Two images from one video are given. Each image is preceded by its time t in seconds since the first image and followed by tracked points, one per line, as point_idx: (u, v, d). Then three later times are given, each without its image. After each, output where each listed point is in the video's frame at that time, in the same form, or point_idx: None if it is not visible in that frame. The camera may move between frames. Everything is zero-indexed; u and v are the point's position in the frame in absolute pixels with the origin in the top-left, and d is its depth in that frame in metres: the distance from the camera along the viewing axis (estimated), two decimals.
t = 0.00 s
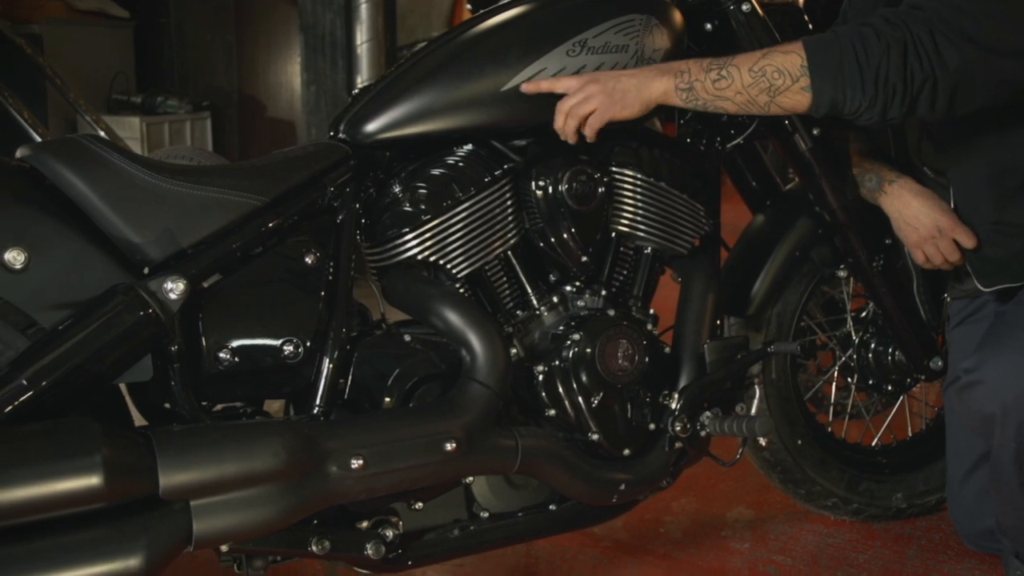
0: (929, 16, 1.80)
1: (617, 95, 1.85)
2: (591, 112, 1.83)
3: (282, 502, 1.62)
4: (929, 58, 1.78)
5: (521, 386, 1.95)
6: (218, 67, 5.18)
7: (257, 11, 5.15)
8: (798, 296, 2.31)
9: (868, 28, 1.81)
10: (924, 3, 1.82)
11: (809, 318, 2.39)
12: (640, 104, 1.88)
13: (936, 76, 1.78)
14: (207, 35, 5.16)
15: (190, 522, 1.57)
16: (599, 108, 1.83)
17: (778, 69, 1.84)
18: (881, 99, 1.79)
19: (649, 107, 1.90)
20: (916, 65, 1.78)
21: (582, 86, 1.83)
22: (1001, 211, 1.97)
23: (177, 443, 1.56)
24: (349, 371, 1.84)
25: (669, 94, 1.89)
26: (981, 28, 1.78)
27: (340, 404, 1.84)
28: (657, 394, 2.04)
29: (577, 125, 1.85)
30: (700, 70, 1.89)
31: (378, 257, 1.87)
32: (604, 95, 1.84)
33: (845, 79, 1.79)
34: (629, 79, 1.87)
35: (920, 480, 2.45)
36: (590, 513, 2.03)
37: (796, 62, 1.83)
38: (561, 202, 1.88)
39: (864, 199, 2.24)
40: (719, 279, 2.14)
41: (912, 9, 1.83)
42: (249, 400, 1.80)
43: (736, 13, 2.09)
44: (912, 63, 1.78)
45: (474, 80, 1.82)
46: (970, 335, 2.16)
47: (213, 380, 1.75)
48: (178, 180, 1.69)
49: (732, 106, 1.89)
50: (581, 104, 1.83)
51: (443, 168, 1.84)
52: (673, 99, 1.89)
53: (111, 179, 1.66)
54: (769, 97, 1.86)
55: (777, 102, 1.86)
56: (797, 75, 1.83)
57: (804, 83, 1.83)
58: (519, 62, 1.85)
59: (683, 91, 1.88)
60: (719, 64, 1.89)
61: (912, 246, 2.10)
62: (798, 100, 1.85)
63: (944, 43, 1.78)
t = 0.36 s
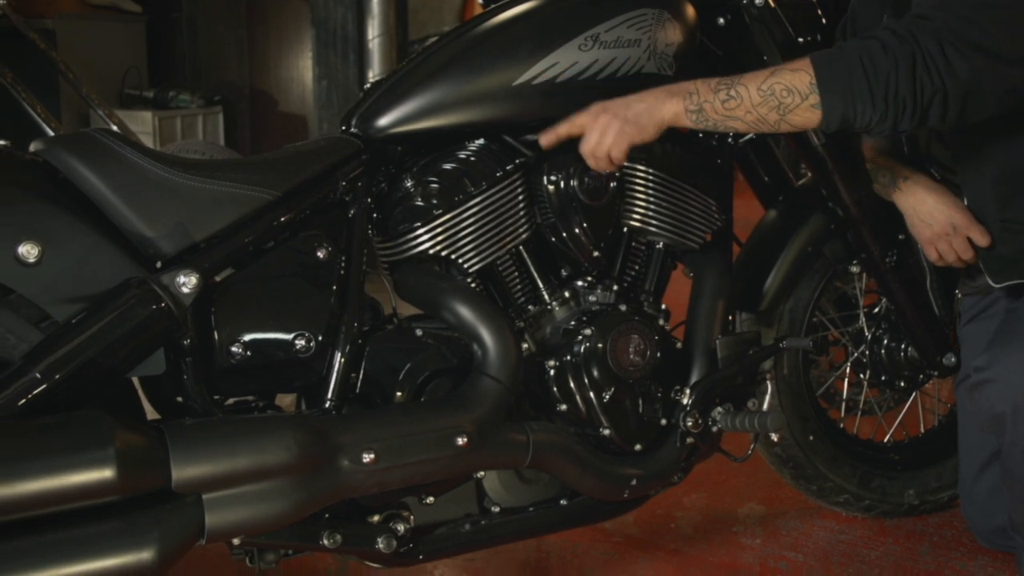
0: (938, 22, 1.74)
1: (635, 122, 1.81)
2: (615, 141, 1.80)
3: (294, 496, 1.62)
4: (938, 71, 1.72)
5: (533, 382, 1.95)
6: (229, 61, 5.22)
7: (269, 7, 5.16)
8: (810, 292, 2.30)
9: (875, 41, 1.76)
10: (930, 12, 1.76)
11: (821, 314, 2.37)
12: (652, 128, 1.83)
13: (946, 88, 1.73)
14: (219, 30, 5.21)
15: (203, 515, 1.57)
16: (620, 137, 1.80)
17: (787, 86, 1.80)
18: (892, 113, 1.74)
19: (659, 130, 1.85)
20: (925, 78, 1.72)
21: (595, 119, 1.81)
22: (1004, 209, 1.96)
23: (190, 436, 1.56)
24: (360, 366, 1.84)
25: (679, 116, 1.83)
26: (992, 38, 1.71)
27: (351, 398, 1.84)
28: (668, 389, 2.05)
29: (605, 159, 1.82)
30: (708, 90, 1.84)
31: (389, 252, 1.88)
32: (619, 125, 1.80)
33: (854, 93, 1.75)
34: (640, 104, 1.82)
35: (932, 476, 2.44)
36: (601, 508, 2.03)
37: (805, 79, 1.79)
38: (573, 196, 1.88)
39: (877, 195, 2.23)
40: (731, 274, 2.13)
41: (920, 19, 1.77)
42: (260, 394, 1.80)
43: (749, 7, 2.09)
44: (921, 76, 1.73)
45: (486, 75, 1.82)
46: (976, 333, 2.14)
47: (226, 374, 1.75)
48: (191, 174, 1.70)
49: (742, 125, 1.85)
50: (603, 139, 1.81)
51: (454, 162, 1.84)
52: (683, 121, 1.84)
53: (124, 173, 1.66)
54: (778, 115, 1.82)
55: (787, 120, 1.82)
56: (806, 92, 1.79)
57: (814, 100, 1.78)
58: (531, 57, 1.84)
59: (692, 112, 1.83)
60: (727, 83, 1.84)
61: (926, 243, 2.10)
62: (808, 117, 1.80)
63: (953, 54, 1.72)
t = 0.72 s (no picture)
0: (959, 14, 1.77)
1: (657, 114, 1.80)
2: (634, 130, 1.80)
3: (307, 490, 1.62)
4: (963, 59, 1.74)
5: (546, 377, 1.94)
6: (241, 52, 5.25)
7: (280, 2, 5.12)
8: (824, 287, 2.29)
9: (902, 31, 1.77)
10: (951, 3, 1.79)
11: (834, 309, 2.37)
12: (676, 122, 1.82)
13: (972, 78, 1.75)
14: (231, 24, 5.24)
15: (216, 508, 1.58)
16: (640, 122, 1.79)
17: (817, 78, 1.78)
18: (920, 102, 1.74)
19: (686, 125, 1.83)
20: (952, 68, 1.73)
21: (616, 98, 1.80)
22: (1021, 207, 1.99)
23: (204, 429, 1.57)
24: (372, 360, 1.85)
25: (706, 111, 1.82)
26: (1011, 26, 1.75)
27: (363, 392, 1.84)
28: (681, 385, 2.03)
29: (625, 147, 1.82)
30: (736, 84, 1.82)
31: (402, 246, 1.88)
32: (641, 116, 1.80)
33: (883, 83, 1.74)
34: (667, 95, 1.81)
35: (946, 473, 2.43)
36: (614, 503, 2.03)
37: (835, 71, 1.78)
38: (586, 191, 1.88)
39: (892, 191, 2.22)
40: (744, 269, 2.13)
41: (939, 9, 1.79)
42: (274, 388, 1.80)
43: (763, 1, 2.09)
44: (947, 67, 1.74)
45: (499, 69, 1.82)
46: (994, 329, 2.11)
47: (239, 368, 1.75)
48: (204, 168, 1.70)
49: (771, 119, 1.83)
50: (624, 124, 1.80)
51: (467, 157, 1.84)
52: (710, 116, 1.82)
53: (138, 167, 1.66)
54: (807, 108, 1.80)
55: (816, 113, 1.80)
56: (836, 84, 1.77)
57: (844, 91, 1.77)
58: (544, 52, 1.84)
59: (720, 106, 1.82)
60: (755, 75, 1.82)
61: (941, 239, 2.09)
62: (835, 110, 1.79)
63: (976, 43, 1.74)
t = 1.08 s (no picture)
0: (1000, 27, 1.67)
1: (727, 123, 1.52)
2: (703, 141, 1.51)
3: (320, 485, 1.63)
4: None
5: (559, 373, 1.94)
6: (254, 42, 5.28)
7: None
8: (839, 284, 2.28)
9: (969, 38, 1.56)
10: None
11: (849, 306, 2.37)
12: (748, 133, 1.54)
13: None
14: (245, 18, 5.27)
15: (230, 502, 1.58)
16: (715, 138, 1.51)
17: (887, 85, 1.53)
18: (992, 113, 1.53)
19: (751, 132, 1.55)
20: None
21: (683, 117, 1.52)
22: None
23: (219, 423, 1.57)
24: (386, 355, 1.85)
25: (774, 118, 1.55)
26: None
27: (377, 387, 1.84)
28: (694, 381, 2.04)
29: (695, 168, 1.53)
30: (805, 87, 1.55)
31: (416, 241, 1.88)
32: (707, 124, 1.51)
33: (955, 91, 1.51)
34: (732, 104, 1.53)
35: (961, 470, 2.42)
36: (627, 499, 2.03)
37: (906, 79, 1.53)
38: (600, 187, 1.87)
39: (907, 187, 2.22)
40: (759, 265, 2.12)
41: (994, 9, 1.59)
42: (287, 383, 1.81)
43: None
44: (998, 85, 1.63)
45: (514, 65, 1.81)
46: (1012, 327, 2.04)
47: (253, 362, 1.76)
48: (219, 163, 1.70)
49: (838, 127, 1.56)
50: (692, 141, 1.52)
51: (481, 152, 1.84)
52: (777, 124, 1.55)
53: (153, 161, 1.67)
54: (877, 117, 1.54)
55: (886, 123, 1.54)
56: (909, 92, 1.53)
57: (916, 100, 1.52)
58: (558, 47, 1.84)
59: (788, 113, 1.55)
60: (822, 79, 1.55)
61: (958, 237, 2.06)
62: (905, 119, 1.54)
63: None
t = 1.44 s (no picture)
0: None
1: (900, 228, 1.55)
2: (882, 250, 1.58)
3: (332, 480, 1.63)
4: None
5: (571, 370, 1.94)
6: (268, 41, 5.31)
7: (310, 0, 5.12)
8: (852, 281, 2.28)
9: None
10: None
11: (861, 304, 2.36)
12: (923, 229, 1.56)
13: None
14: (259, 16, 5.29)
15: (242, 497, 1.58)
16: (878, 242, 1.57)
17: None
18: None
19: (927, 227, 1.57)
20: None
21: (857, 230, 1.59)
22: None
23: (232, 418, 1.58)
24: (399, 351, 1.85)
25: (949, 208, 1.55)
26: None
27: (389, 383, 1.84)
28: (706, 378, 2.04)
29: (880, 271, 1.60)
30: (977, 177, 1.55)
31: (429, 238, 1.89)
32: (884, 234, 1.57)
33: None
34: (900, 206, 1.55)
35: (975, 468, 2.41)
36: (639, 495, 2.03)
37: None
38: (613, 184, 1.87)
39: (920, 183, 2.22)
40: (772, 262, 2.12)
41: None
42: (300, 378, 1.81)
43: None
44: None
45: (528, 61, 1.81)
46: None
47: (266, 357, 1.76)
48: (233, 159, 1.70)
49: (1012, 214, 1.58)
50: (869, 251, 1.59)
51: (494, 148, 1.84)
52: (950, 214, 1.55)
53: (167, 157, 1.67)
54: None
55: None
56: None
57: None
58: (571, 42, 1.84)
59: (962, 203, 1.55)
60: (999, 169, 1.57)
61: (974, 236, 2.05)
62: None
63: None
